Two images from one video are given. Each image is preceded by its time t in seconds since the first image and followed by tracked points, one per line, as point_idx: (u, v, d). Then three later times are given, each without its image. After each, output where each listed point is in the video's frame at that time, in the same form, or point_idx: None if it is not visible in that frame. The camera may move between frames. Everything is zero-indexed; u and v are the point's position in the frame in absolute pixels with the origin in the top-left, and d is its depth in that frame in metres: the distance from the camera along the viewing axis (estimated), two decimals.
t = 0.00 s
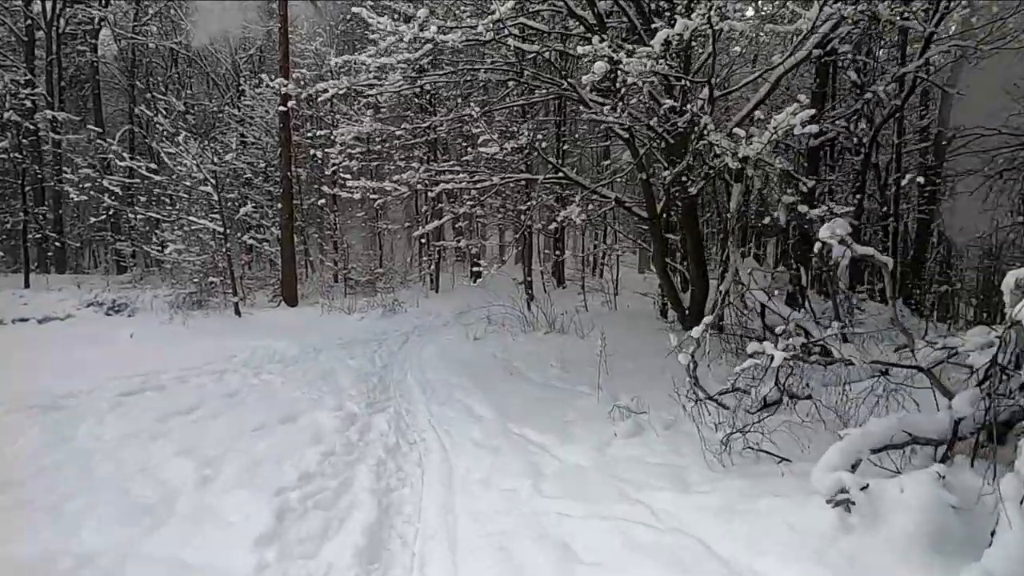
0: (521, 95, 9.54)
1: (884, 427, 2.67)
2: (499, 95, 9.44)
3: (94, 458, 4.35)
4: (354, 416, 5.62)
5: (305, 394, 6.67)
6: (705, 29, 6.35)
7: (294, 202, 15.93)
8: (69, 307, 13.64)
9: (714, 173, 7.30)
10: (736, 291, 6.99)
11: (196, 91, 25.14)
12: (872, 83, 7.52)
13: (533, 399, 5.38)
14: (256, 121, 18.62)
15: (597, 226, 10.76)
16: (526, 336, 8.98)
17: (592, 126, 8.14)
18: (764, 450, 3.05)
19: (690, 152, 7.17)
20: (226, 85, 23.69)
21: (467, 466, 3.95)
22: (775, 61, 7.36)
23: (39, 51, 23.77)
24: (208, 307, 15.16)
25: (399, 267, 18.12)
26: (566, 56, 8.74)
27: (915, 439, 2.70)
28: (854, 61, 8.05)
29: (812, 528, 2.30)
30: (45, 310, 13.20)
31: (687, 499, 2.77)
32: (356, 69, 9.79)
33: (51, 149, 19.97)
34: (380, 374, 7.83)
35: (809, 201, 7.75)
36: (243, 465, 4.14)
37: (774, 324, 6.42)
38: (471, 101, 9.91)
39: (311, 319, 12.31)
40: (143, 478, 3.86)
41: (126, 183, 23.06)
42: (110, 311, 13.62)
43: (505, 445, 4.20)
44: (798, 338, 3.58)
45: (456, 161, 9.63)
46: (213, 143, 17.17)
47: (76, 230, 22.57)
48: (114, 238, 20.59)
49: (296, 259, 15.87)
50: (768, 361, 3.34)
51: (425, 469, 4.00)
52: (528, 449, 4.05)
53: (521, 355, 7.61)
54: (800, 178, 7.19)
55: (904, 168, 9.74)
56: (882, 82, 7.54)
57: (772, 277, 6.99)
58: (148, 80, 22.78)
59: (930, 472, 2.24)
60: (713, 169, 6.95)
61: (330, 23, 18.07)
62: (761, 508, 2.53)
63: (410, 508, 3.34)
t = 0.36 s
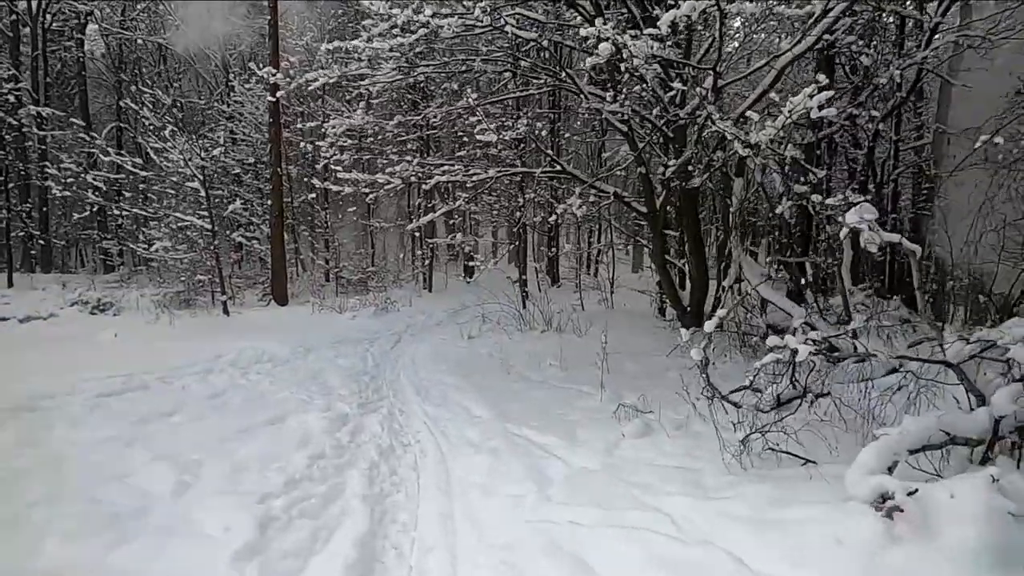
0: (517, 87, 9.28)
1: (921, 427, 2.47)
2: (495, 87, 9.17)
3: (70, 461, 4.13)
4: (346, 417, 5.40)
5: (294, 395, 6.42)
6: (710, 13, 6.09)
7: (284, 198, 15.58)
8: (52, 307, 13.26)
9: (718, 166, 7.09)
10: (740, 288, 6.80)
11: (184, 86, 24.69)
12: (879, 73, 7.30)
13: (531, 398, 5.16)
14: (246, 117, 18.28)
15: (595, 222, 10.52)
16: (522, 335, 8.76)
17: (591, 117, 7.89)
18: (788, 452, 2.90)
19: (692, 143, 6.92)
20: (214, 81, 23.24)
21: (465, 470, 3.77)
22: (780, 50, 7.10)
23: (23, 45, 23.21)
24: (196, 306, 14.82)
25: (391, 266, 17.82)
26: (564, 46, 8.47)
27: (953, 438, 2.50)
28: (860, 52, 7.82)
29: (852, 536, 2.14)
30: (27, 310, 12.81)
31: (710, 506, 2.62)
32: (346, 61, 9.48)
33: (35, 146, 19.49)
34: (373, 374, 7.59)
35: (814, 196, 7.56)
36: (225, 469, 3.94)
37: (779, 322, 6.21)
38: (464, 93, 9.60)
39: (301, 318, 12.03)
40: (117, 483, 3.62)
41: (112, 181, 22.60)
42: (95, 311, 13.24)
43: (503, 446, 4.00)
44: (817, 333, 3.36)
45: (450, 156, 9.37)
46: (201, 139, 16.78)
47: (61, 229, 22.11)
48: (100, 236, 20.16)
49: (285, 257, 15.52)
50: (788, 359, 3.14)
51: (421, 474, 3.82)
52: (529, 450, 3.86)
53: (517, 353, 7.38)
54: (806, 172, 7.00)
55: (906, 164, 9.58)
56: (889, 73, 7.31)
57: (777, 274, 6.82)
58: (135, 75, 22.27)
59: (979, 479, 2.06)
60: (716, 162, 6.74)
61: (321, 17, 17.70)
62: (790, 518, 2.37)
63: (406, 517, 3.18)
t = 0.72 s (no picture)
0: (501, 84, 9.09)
1: (938, 430, 2.34)
2: (478, 83, 8.97)
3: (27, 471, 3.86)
4: (324, 422, 5.17)
5: (272, 399, 6.17)
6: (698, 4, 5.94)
7: (263, 199, 15.24)
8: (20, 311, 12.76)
9: (705, 163, 6.97)
10: (729, 287, 6.68)
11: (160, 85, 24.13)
12: (867, 70, 7.23)
13: (518, 401, 4.98)
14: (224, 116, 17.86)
15: (580, 222, 10.36)
16: (507, 336, 8.56)
17: (577, 113, 7.72)
18: (794, 458, 2.77)
19: (681, 139, 6.76)
20: (191, 79, 22.73)
21: (452, 478, 3.58)
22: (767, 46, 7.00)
23: None
24: (172, 310, 14.40)
25: (374, 267, 17.52)
26: (549, 41, 8.29)
27: (971, 443, 2.35)
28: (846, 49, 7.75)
29: (873, 549, 1.98)
30: None
31: (714, 517, 2.48)
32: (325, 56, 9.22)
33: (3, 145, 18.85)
34: (355, 377, 7.35)
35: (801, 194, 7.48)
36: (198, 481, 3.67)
37: (770, 321, 6.09)
38: (447, 89, 9.38)
39: (282, 320, 11.72)
40: (77, 498, 3.35)
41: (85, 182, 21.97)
42: (65, 315, 12.78)
43: (490, 452, 3.81)
44: (820, 331, 3.20)
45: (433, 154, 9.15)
46: (177, 138, 16.34)
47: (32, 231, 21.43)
48: (72, 238, 19.56)
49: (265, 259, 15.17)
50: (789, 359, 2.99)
51: (404, 482, 3.63)
52: (517, 456, 3.68)
53: (503, 355, 7.19)
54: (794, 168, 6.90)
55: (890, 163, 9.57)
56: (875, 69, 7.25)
57: (766, 272, 6.71)
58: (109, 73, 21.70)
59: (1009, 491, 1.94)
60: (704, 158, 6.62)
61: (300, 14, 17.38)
62: (802, 528, 2.23)
63: (389, 529, 2.98)
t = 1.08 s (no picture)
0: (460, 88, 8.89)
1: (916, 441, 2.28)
2: (436, 88, 8.75)
3: None
4: (272, 442, 4.84)
5: (217, 418, 5.78)
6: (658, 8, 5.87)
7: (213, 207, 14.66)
8: None
9: (666, 168, 6.91)
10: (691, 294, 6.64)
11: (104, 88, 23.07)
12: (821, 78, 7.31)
13: (478, 415, 4.76)
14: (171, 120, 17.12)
15: (541, 229, 10.22)
16: (468, 346, 8.33)
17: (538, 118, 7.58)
18: (766, 473, 2.67)
19: (642, 144, 6.65)
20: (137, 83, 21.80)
21: (405, 502, 3.35)
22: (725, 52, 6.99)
23: None
24: (115, 324, 13.64)
25: (331, 277, 17.04)
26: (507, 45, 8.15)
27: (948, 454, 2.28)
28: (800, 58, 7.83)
29: (856, 575, 1.88)
30: None
31: (684, 541, 2.33)
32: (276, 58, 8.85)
33: None
34: (308, 391, 6.99)
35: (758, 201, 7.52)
36: (123, 516, 3.31)
37: (731, 328, 6.04)
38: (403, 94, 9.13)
39: (232, 333, 11.20)
40: None
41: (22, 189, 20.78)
42: None
43: (448, 472, 3.59)
44: (787, 340, 3.10)
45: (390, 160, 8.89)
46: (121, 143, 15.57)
47: None
48: (7, 249, 18.42)
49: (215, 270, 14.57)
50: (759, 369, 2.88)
51: (354, 507, 3.37)
52: (476, 475, 3.47)
53: (463, 366, 6.95)
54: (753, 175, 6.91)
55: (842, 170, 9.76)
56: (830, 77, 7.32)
57: (727, 279, 6.69)
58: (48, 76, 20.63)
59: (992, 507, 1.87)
60: (665, 164, 6.56)
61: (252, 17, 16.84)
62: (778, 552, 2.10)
63: (334, 563, 2.73)
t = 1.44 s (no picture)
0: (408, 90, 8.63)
1: (888, 454, 2.31)
2: (383, 90, 8.47)
3: None
4: (206, 463, 4.49)
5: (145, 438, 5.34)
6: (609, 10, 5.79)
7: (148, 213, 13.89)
8: None
9: (619, 173, 6.85)
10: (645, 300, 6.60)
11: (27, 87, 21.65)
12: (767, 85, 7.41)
13: (431, 428, 4.55)
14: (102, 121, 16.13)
15: (493, 235, 10.06)
16: (419, 356, 8.08)
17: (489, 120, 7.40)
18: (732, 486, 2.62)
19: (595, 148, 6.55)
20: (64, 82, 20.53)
21: (351, 525, 3.11)
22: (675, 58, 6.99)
23: None
24: (38, 338, 12.69)
25: (276, 286, 16.40)
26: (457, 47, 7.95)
27: (917, 464, 2.33)
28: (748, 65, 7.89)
29: None
30: None
31: (650, 564, 2.22)
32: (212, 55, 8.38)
33: None
34: (248, 407, 6.58)
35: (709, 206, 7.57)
36: (25, 557, 2.92)
37: (685, 334, 6.00)
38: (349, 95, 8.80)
39: (169, 345, 10.57)
40: None
41: None
42: None
43: (396, 491, 3.37)
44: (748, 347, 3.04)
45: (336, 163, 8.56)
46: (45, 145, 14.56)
47: None
48: None
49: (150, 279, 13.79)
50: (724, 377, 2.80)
51: (294, 534, 3.11)
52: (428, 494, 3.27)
53: (414, 377, 6.70)
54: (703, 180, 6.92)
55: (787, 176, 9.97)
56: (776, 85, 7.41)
57: (680, 285, 6.68)
58: None
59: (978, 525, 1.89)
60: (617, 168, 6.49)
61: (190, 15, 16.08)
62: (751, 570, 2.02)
63: None
